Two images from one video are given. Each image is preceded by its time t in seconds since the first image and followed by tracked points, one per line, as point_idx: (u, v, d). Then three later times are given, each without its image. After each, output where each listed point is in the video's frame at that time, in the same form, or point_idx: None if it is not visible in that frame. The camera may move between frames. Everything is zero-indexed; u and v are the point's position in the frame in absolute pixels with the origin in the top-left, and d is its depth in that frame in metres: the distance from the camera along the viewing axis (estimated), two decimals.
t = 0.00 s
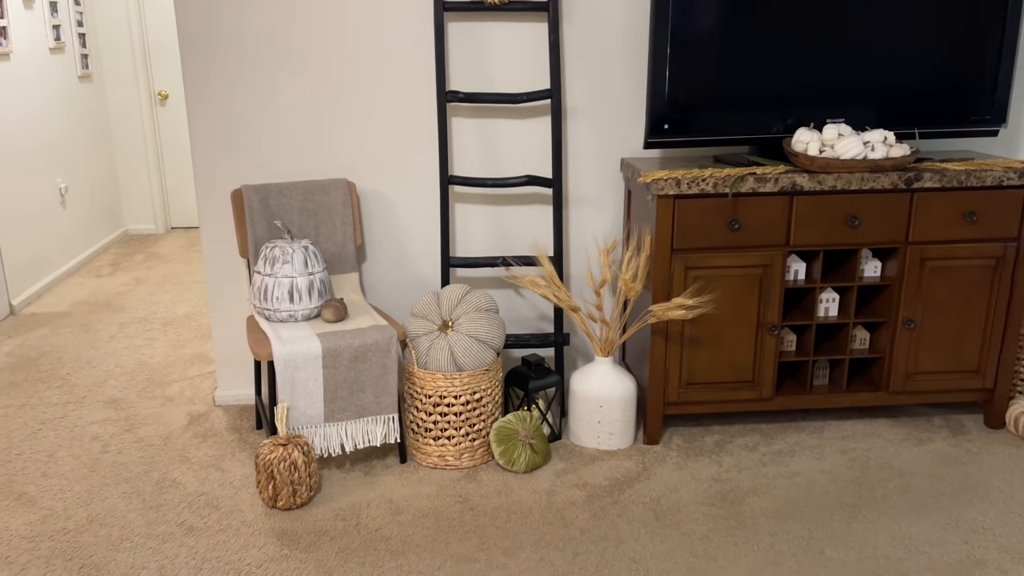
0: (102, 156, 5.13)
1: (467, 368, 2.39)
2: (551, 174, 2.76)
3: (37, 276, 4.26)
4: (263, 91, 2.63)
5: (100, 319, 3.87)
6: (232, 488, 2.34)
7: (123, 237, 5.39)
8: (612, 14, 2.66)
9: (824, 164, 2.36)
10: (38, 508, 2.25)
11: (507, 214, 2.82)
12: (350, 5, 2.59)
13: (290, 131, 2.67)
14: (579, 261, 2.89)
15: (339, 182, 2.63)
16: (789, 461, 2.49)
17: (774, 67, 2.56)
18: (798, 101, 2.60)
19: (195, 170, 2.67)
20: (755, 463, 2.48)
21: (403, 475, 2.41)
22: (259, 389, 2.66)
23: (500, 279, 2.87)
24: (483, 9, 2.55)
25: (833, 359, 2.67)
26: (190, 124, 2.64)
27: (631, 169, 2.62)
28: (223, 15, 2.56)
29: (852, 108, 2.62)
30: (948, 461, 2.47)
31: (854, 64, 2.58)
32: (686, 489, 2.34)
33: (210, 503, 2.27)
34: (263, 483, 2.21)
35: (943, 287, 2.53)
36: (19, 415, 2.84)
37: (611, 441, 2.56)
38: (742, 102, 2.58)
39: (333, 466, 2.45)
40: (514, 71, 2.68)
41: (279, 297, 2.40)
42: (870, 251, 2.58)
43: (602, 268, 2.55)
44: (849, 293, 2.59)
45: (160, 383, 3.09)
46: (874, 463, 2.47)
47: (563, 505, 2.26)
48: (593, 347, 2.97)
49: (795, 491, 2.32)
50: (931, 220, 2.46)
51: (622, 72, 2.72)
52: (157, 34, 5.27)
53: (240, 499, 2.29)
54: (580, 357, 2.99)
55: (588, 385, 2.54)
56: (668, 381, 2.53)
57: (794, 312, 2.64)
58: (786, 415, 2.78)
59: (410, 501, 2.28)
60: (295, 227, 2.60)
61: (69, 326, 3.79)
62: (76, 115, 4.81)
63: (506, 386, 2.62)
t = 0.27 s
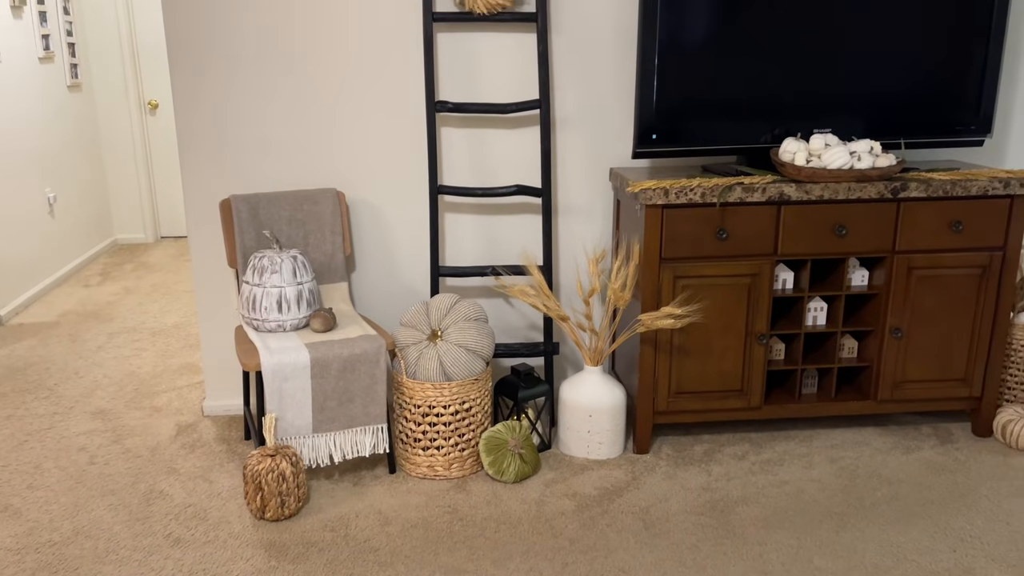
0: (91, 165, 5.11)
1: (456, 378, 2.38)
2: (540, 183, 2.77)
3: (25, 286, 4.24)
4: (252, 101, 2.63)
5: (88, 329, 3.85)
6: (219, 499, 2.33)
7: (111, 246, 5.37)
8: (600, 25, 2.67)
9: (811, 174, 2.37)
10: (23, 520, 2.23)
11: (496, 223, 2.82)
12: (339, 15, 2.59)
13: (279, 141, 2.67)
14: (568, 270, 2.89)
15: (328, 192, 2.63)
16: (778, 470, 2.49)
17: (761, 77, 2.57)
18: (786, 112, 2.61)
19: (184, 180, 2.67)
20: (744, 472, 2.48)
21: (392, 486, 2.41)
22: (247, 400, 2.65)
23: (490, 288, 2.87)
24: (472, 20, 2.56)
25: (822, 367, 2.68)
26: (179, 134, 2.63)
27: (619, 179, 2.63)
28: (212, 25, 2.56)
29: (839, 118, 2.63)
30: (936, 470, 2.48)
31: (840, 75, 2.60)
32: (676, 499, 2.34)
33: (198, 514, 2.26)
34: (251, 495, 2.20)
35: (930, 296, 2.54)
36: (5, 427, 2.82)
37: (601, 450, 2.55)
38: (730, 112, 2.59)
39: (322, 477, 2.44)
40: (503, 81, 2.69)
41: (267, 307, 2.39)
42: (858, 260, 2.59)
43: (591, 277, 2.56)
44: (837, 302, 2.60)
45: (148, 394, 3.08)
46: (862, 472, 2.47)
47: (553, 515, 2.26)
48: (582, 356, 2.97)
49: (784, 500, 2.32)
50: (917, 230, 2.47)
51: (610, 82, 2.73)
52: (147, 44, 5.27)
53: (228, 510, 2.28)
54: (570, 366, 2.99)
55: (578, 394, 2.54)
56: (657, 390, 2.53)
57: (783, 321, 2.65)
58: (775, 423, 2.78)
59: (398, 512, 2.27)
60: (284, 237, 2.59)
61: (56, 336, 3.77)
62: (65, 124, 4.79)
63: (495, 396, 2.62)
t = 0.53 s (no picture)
0: (81, 174, 5.10)
1: (446, 388, 2.38)
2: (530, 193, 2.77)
3: (13, 296, 4.21)
4: (241, 111, 2.63)
5: (77, 339, 3.83)
6: (208, 511, 2.32)
7: (101, 256, 5.35)
8: (590, 35, 2.68)
9: (799, 184, 2.38)
10: (10, 532, 2.22)
11: (486, 233, 2.82)
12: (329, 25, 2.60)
13: (269, 150, 2.67)
14: (559, 279, 2.89)
15: (318, 202, 2.63)
16: (769, 479, 2.49)
17: (750, 88, 2.58)
18: (774, 122, 2.62)
19: (173, 190, 2.66)
20: (734, 481, 2.48)
21: (381, 496, 2.40)
22: (236, 410, 2.64)
23: (480, 297, 2.87)
24: (461, 30, 2.57)
25: (811, 376, 2.69)
26: (168, 144, 2.63)
27: (609, 188, 2.63)
28: (201, 34, 2.56)
29: (827, 128, 2.65)
30: (926, 478, 2.49)
31: (828, 86, 2.61)
32: (666, 508, 2.33)
33: (186, 526, 2.24)
34: (240, 506, 2.19)
35: (918, 304, 2.55)
36: None
37: (591, 460, 2.55)
38: (719, 123, 2.60)
39: (311, 488, 2.43)
40: (493, 91, 2.70)
41: (256, 317, 2.39)
42: (847, 269, 2.60)
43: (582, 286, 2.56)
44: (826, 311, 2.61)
45: (137, 404, 3.06)
46: (852, 480, 2.47)
47: (543, 525, 2.25)
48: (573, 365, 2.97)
49: (774, 509, 2.32)
50: (905, 239, 2.48)
51: (600, 92, 2.74)
52: (138, 53, 5.26)
53: (216, 522, 2.26)
54: (561, 375, 2.99)
55: (568, 404, 2.53)
56: (648, 399, 2.53)
57: (773, 330, 2.66)
58: (765, 432, 2.79)
59: (388, 523, 2.26)
60: (274, 247, 2.59)
61: (45, 347, 3.75)
62: (55, 133, 4.77)
63: (486, 406, 2.61)
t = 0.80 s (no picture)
0: (69, 186, 5.08)
1: (435, 401, 2.37)
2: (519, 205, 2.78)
3: None
4: (230, 124, 2.63)
5: (64, 352, 3.81)
6: (195, 525, 2.30)
7: (89, 268, 5.32)
8: (579, 48, 2.70)
9: (787, 196, 2.39)
10: None
11: (476, 245, 2.82)
12: (319, 38, 2.60)
13: (258, 163, 2.67)
14: (548, 291, 2.89)
15: (307, 214, 2.63)
16: (758, 491, 2.49)
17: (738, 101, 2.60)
18: (762, 134, 2.64)
19: (161, 203, 2.65)
20: (724, 493, 2.48)
21: (370, 510, 2.39)
22: (224, 424, 2.62)
23: (470, 309, 2.87)
24: (451, 43, 2.57)
25: (800, 388, 2.69)
26: (157, 157, 2.62)
27: (598, 200, 2.64)
28: (191, 48, 2.56)
29: (814, 140, 2.67)
30: (914, 489, 2.49)
31: (815, 99, 2.63)
32: (656, 521, 2.33)
33: (173, 541, 2.23)
34: (227, 520, 2.17)
35: (906, 316, 2.57)
36: None
37: (581, 472, 2.55)
38: (707, 135, 2.61)
39: (300, 502, 2.41)
40: (482, 104, 2.70)
41: (244, 330, 2.38)
42: (834, 281, 2.61)
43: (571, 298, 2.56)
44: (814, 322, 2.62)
45: (124, 418, 3.04)
46: (841, 492, 2.48)
47: (533, 538, 2.24)
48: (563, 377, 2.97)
49: (764, 521, 2.32)
50: (892, 251, 2.50)
51: (588, 105, 2.75)
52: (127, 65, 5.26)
53: (203, 536, 2.25)
54: (550, 388, 2.99)
55: (557, 416, 2.53)
56: (637, 411, 2.53)
57: (761, 342, 2.66)
58: (754, 444, 2.79)
59: (377, 537, 2.25)
60: (262, 260, 2.58)
61: (31, 360, 3.72)
62: (43, 146, 4.76)
63: (475, 418, 2.61)
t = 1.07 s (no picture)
0: (59, 196, 5.06)
1: (426, 412, 2.36)
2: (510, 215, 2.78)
3: None
4: (221, 134, 2.62)
5: (54, 363, 3.79)
6: (184, 538, 2.28)
7: (79, 278, 5.30)
8: (569, 60, 2.71)
9: (776, 206, 2.40)
10: None
11: (467, 255, 2.82)
12: (310, 49, 2.61)
13: (248, 174, 2.66)
14: (539, 302, 2.89)
15: (297, 225, 2.62)
16: (750, 501, 2.49)
17: (727, 112, 2.61)
18: (751, 145, 2.65)
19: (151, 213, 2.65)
20: (716, 503, 2.48)
21: (361, 521, 2.37)
22: (214, 435, 2.61)
23: (461, 320, 2.87)
24: (441, 54, 2.58)
25: (791, 397, 2.70)
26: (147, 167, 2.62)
27: (589, 211, 2.65)
28: (181, 58, 2.55)
29: (803, 151, 2.68)
30: (905, 499, 2.50)
31: (804, 111, 2.65)
32: (648, 531, 2.33)
33: (162, 554, 2.21)
34: (216, 533, 2.16)
35: (895, 325, 2.58)
36: None
37: (572, 483, 2.54)
38: (698, 146, 2.62)
39: (290, 513, 2.40)
40: (474, 115, 2.71)
41: (234, 341, 2.37)
42: (825, 291, 2.62)
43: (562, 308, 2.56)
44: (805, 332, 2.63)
45: (113, 430, 3.02)
46: (832, 501, 2.48)
47: (524, 549, 2.24)
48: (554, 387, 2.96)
49: (755, 531, 2.32)
50: (881, 261, 2.51)
51: (579, 116, 2.76)
52: (118, 75, 5.25)
53: (193, 549, 2.23)
54: (542, 398, 2.98)
55: (549, 426, 2.53)
56: (628, 421, 2.53)
57: (752, 352, 2.67)
58: (746, 454, 2.79)
59: (368, 549, 2.24)
60: (253, 270, 2.57)
61: (20, 371, 3.70)
62: (34, 156, 4.74)
63: (467, 429, 2.60)
